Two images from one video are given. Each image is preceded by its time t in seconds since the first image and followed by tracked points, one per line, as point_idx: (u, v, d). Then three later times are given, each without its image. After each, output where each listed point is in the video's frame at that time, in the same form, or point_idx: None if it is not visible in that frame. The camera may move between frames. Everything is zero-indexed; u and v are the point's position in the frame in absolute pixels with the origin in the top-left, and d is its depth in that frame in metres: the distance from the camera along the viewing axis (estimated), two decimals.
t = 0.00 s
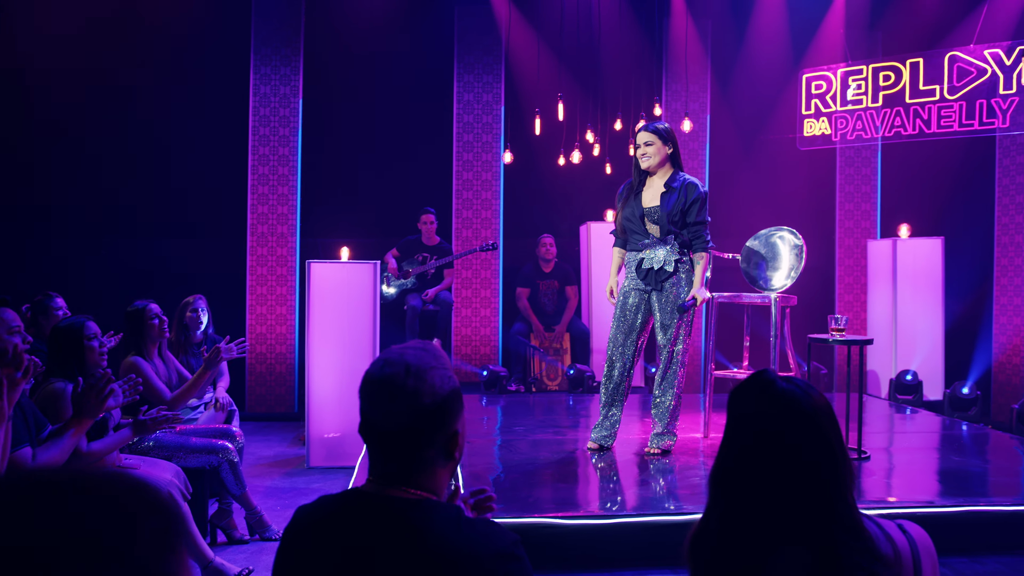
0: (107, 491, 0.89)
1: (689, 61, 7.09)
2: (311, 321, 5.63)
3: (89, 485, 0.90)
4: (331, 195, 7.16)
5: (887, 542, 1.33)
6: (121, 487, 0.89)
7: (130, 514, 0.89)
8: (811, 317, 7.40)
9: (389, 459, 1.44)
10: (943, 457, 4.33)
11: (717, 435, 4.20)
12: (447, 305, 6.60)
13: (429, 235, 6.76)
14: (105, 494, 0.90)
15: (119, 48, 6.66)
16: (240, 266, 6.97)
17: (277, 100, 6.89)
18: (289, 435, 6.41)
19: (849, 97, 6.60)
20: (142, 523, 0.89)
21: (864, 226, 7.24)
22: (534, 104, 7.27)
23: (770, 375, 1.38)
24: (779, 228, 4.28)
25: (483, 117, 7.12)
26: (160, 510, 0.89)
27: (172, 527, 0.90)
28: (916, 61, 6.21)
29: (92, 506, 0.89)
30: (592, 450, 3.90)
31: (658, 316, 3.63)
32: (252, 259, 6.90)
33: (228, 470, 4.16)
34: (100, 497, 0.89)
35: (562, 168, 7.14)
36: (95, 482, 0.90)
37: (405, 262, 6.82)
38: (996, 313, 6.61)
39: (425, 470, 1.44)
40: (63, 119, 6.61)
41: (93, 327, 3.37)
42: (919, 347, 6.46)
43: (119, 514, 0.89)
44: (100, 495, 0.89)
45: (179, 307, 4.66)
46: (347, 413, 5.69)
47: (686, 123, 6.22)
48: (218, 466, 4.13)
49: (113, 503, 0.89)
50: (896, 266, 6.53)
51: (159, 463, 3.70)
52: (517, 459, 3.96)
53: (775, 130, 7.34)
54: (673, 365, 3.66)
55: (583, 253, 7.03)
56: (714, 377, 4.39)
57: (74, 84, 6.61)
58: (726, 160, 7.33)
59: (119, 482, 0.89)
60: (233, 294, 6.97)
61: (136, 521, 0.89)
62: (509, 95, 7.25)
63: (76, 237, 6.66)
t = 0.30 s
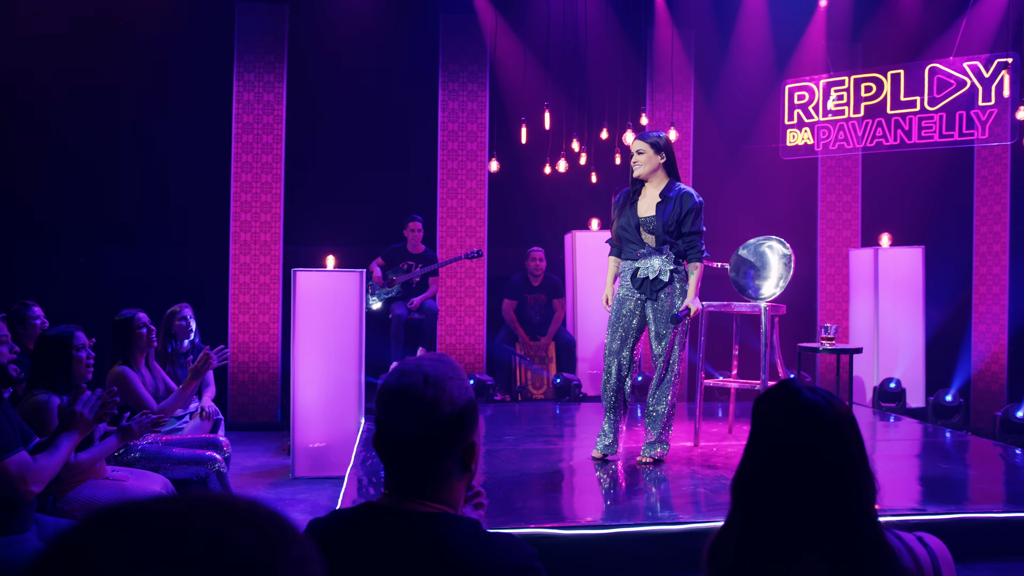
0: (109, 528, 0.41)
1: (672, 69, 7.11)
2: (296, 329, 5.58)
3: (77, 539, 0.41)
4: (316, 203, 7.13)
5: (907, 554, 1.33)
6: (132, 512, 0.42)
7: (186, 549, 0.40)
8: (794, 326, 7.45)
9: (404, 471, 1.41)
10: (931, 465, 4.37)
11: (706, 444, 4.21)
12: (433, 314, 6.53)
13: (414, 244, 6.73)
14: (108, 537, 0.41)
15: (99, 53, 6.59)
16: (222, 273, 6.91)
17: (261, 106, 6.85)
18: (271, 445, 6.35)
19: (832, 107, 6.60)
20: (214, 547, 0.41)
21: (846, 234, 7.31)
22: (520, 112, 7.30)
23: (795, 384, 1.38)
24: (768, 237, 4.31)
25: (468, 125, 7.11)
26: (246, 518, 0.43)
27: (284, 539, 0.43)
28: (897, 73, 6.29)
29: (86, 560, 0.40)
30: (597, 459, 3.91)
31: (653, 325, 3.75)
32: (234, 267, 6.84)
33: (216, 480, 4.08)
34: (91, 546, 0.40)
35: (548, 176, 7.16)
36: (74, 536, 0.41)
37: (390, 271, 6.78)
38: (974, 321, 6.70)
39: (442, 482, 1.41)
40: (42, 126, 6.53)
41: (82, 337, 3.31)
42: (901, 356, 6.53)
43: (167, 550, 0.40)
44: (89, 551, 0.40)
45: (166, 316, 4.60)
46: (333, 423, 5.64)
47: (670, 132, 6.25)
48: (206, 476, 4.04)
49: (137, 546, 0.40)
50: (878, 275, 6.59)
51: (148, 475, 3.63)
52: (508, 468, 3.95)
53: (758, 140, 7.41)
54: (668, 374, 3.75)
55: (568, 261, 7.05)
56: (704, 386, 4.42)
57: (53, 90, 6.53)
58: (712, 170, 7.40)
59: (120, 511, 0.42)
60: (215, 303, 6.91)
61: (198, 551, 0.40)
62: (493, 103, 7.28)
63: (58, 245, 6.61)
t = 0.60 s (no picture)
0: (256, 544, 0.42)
1: (654, 80, 7.18)
2: (281, 339, 5.50)
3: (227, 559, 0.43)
4: (299, 212, 7.09)
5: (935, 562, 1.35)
6: (278, 530, 0.44)
7: (331, 558, 0.41)
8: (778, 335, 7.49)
9: (426, 483, 1.39)
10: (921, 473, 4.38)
11: (698, 453, 4.21)
12: (418, 322, 6.48)
13: (400, 252, 6.69)
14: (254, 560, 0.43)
15: (80, 59, 6.53)
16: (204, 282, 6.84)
17: (244, 114, 6.82)
18: (254, 456, 6.27)
19: (813, 117, 6.65)
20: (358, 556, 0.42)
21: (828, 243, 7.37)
22: (507, 121, 7.30)
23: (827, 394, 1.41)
24: (758, 247, 4.34)
25: (452, 134, 7.12)
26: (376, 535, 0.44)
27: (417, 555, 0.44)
28: (878, 84, 6.38)
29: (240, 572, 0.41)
30: (614, 469, 3.89)
31: (646, 333, 3.81)
32: (216, 276, 6.77)
33: (203, 491, 4.03)
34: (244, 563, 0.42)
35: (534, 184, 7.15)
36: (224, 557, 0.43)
37: (375, 279, 6.74)
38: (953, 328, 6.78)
39: (463, 496, 1.38)
40: (21, 130, 6.45)
41: (67, 346, 3.26)
42: (885, 364, 6.59)
43: (312, 564, 0.41)
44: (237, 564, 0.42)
45: (153, 326, 4.60)
46: (319, 433, 5.59)
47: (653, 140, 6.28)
48: (192, 487, 4.01)
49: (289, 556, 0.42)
50: (860, 283, 6.65)
51: (135, 488, 3.55)
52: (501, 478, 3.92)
53: (742, 150, 7.46)
54: (660, 386, 3.79)
55: (552, 270, 7.06)
56: (694, 395, 4.43)
57: (33, 95, 6.45)
58: (697, 178, 7.41)
59: (263, 530, 0.43)
60: (196, 311, 6.83)
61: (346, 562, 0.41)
62: (478, 111, 7.28)
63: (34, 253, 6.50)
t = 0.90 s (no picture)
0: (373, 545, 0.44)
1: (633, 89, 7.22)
2: (263, 348, 5.44)
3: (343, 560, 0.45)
4: (281, 219, 7.02)
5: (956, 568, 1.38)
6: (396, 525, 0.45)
7: (458, 561, 0.42)
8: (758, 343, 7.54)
9: (447, 494, 1.37)
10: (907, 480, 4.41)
11: (687, 461, 4.22)
12: (401, 331, 6.41)
13: (383, 260, 6.64)
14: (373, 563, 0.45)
15: (58, 63, 6.46)
16: (183, 290, 6.76)
17: (225, 119, 6.75)
18: (234, 466, 6.19)
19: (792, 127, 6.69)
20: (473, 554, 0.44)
21: (807, 252, 7.44)
22: (491, 129, 7.32)
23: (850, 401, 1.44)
24: (746, 255, 4.38)
25: (435, 141, 7.10)
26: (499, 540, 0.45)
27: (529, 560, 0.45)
28: (858, 94, 6.45)
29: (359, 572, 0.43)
30: (586, 471, 3.98)
31: (637, 341, 3.80)
32: (194, 283, 6.68)
33: (189, 502, 3.97)
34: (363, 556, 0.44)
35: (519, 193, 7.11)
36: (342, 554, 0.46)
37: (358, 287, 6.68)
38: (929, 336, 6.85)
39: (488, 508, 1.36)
40: None
41: (49, 355, 3.18)
42: (866, 371, 6.65)
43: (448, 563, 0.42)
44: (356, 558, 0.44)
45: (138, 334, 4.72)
46: (302, 443, 5.53)
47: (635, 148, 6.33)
48: (177, 497, 3.95)
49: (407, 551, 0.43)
50: (840, 291, 6.72)
51: (120, 500, 3.49)
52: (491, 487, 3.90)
53: (723, 160, 7.52)
54: (649, 396, 3.79)
55: (535, 279, 7.07)
56: (683, 403, 4.44)
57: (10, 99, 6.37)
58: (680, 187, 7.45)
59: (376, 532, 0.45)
60: (175, 320, 6.74)
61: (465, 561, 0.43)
62: (460, 119, 7.28)
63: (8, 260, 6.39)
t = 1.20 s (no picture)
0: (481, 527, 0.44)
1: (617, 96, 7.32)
2: (246, 355, 5.37)
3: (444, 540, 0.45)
4: (261, 224, 6.89)
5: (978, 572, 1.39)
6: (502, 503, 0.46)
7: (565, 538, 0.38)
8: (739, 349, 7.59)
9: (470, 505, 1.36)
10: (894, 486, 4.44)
11: (676, 468, 4.23)
12: (384, 337, 6.35)
13: (366, 266, 6.58)
14: (473, 545, 0.45)
15: (36, 66, 6.39)
16: (162, 296, 6.67)
17: (206, 125, 6.73)
18: (214, 475, 6.12)
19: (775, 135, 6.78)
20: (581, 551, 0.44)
21: (787, 259, 7.51)
22: (476, 135, 7.28)
23: (871, 410, 1.48)
24: (734, 262, 4.43)
25: (418, 147, 7.16)
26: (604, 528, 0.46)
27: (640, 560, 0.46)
28: (839, 103, 6.53)
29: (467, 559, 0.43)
30: (579, 477, 3.94)
31: (620, 348, 3.80)
32: (175, 290, 6.65)
33: (173, 512, 3.92)
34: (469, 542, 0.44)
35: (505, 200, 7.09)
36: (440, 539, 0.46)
37: (339, 294, 6.61)
38: (908, 343, 6.93)
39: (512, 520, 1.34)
40: None
41: (35, 364, 3.12)
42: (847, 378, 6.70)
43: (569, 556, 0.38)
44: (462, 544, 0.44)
45: (121, 339, 4.71)
46: (284, 452, 5.46)
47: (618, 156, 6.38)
48: (161, 507, 3.89)
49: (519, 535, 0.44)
50: (820, 298, 6.78)
51: (105, 511, 3.42)
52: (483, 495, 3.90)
53: (707, 167, 7.56)
54: (636, 402, 3.80)
55: (518, 286, 7.00)
56: (672, 410, 4.46)
57: None
58: (664, 194, 7.48)
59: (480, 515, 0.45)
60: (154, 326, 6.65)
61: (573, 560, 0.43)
62: (443, 125, 7.24)
63: None
